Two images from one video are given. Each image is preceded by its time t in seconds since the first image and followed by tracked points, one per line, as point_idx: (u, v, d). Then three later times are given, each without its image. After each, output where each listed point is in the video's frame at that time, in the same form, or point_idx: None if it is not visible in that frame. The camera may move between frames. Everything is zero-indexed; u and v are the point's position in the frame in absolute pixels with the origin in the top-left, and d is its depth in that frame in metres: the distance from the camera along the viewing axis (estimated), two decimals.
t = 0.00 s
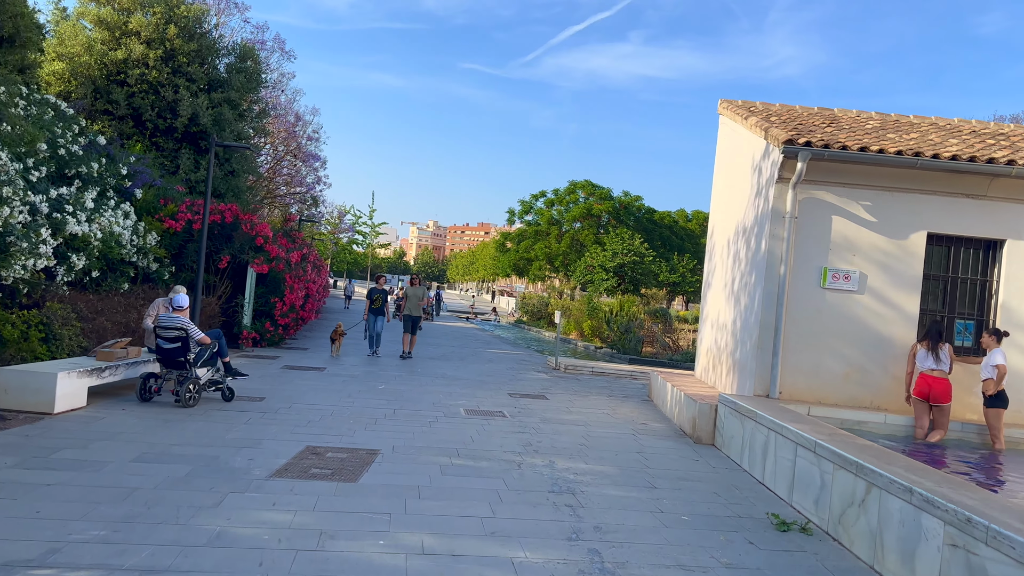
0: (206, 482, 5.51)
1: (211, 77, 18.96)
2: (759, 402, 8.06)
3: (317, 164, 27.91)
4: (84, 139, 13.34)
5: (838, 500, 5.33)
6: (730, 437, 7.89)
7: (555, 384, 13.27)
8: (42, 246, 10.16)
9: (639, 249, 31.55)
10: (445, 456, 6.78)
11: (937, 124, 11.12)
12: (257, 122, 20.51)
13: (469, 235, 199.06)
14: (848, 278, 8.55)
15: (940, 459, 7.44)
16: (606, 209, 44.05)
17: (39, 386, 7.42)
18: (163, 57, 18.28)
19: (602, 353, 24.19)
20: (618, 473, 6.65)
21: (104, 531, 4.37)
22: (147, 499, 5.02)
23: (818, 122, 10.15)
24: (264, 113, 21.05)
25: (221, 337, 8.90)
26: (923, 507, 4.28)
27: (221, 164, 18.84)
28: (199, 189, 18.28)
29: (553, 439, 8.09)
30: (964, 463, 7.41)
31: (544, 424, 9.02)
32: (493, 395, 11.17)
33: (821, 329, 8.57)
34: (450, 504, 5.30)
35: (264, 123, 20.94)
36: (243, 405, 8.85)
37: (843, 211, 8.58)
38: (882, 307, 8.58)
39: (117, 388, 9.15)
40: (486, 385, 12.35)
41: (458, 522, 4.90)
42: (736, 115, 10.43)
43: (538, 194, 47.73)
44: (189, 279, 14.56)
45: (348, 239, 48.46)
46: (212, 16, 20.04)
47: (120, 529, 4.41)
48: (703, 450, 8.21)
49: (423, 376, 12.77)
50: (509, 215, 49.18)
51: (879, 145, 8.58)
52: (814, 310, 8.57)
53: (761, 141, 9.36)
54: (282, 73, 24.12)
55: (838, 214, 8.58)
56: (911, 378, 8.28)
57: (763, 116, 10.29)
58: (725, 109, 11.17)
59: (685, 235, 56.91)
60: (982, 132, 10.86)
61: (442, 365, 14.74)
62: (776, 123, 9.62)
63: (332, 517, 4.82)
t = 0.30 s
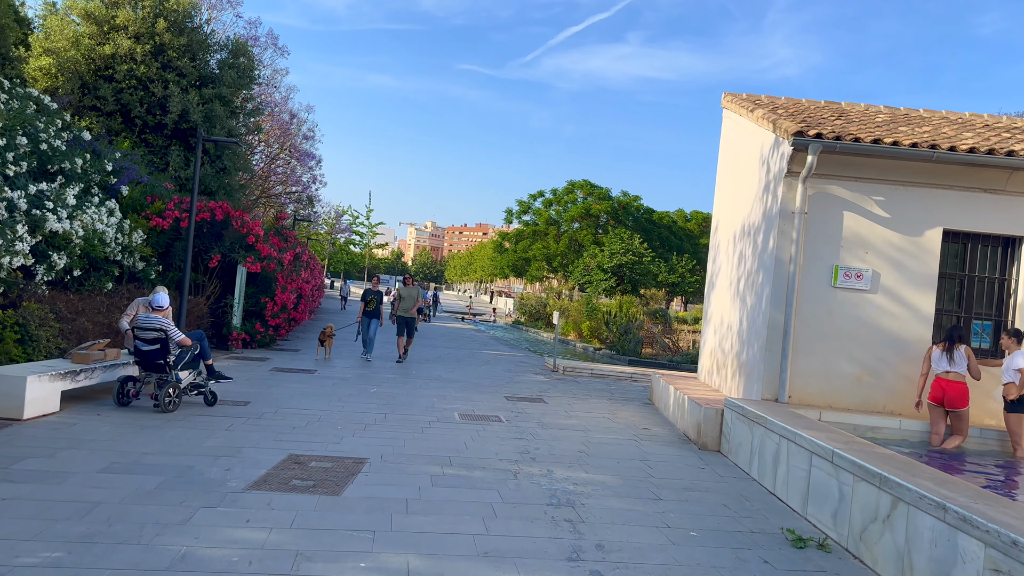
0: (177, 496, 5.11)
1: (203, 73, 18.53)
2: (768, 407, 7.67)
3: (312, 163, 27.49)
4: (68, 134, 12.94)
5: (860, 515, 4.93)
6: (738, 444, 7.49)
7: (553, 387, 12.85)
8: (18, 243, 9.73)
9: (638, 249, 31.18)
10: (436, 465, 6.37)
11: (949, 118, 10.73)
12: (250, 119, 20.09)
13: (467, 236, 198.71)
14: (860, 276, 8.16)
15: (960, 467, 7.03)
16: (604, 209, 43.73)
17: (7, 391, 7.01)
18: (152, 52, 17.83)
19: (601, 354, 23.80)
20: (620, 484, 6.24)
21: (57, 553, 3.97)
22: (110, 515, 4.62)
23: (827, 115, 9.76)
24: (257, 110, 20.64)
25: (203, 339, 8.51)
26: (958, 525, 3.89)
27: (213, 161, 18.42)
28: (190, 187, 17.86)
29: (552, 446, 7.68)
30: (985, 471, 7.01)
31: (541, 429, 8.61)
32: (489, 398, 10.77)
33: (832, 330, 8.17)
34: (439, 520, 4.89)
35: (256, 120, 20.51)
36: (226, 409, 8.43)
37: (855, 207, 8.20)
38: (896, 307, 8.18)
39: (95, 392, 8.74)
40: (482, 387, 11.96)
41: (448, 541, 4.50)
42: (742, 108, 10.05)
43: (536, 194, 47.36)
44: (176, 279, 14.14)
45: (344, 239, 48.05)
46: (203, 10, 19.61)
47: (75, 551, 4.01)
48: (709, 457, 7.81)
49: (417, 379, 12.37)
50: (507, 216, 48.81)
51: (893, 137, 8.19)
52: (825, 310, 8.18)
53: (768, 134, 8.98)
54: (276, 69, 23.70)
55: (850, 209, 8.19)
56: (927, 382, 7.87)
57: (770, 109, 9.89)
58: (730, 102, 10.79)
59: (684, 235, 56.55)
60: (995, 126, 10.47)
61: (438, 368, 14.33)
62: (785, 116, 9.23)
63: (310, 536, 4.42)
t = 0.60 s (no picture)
0: (143, 518, 4.70)
1: (193, 69, 18.07)
2: (779, 416, 7.26)
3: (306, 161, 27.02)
4: (50, 130, 12.50)
5: (886, 539, 4.54)
6: (748, 456, 7.09)
7: (552, 391, 12.42)
8: None
9: (638, 249, 30.77)
10: (426, 480, 5.95)
11: (963, 112, 10.33)
12: (241, 116, 19.63)
13: (465, 236, 198.25)
14: (874, 278, 7.76)
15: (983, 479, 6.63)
16: (603, 209, 43.37)
17: None
18: (141, 47, 17.35)
19: (601, 356, 23.40)
20: (625, 501, 5.82)
21: None
22: (66, 542, 4.20)
23: (838, 110, 9.35)
24: (249, 107, 20.20)
25: (183, 344, 8.10)
26: (1004, 556, 3.49)
27: (202, 159, 17.96)
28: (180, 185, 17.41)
29: (551, 457, 7.26)
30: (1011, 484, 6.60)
31: (540, 438, 8.19)
32: (486, 405, 10.35)
33: (845, 334, 7.77)
34: (428, 544, 4.48)
35: (248, 117, 20.05)
36: (207, 418, 8.00)
37: (869, 205, 7.80)
38: (912, 310, 7.78)
39: (70, 400, 8.30)
40: (479, 393, 11.54)
41: (438, 571, 4.10)
42: (749, 103, 9.65)
43: (535, 194, 47.00)
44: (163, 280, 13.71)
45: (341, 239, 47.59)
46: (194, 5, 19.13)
47: None
48: (717, 469, 7.39)
49: (411, 384, 11.94)
50: (505, 216, 48.39)
51: (909, 131, 7.79)
52: (838, 313, 7.78)
53: (778, 129, 8.58)
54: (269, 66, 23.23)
55: (864, 208, 7.80)
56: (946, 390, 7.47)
57: (779, 103, 9.49)
58: (735, 97, 10.39)
59: (683, 235, 56.20)
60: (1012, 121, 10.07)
61: (433, 372, 13.91)
62: (795, 110, 8.83)
63: (285, 566, 4.02)
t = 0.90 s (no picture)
0: (101, 529, 4.31)
1: (182, 61, 17.63)
2: (787, 416, 6.89)
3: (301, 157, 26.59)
4: (30, 120, 12.07)
5: (911, 552, 4.16)
6: (756, 459, 6.72)
7: (549, 390, 12.04)
8: None
9: (636, 246, 30.40)
10: (413, 486, 5.56)
11: (975, 100, 9.94)
12: (232, 109, 19.19)
13: (462, 234, 197.95)
14: (887, 271, 7.38)
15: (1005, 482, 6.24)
16: (601, 206, 43.01)
17: None
18: (129, 37, 16.84)
19: (599, 354, 23.03)
20: (626, 508, 5.43)
21: None
22: (11, 558, 3.81)
23: (847, 96, 8.96)
24: (240, 100, 19.78)
25: (160, 341, 7.71)
26: None
27: (192, 152, 17.53)
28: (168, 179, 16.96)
29: (547, 459, 6.87)
30: None
31: (535, 440, 7.80)
32: (480, 404, 9.97)
33: (857, 331, 7.39)
34: (411, 558, 4.10)
35: (239, 110, 19.62)
36: (185, 419, 7.60)
37: (882, 194, 7.42)
38: (927, 306, 7.39)
39: (42, 400, 7.89)
40: (473, 392, 11.16)
41: None
42: (754, 90, 9.26)
43: (532, 190, 46.63)
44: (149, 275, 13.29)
45: (338, 236, 47.18)
46: None
47: None
48: (722, 472, 7.01)
49: (403, 383, 11.55)
50: (502, 213, 48.02)
51: (924, 117, 7.41)
52: (849, 308, 7.39)
53: (785, 116, 8.20)
54: (262, 59, 22.80)
55: (876, 197, 7.42)
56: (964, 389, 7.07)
57: (785, 90, 9.11)
58: (739, 84, 10.00)
59: (682, 233, 55.85)
60: None
61: (426, 370, 13.53)
62: (803, 96, 8.44)
63: None
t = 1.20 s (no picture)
0: (47, 557, 3.88)
1: (169, 53, 17.19)
2: (799, 424, 6.47)
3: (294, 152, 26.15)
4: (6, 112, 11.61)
5: None
6: (765, 470, 6.31)
7: (545, 393, 11.62)
8: None
9: (635, 244, 29.99)
10: (397, 503, 5.14)
11: (990, 91, 9.53)
12: (221, 103, 18.74)
13: (460, 232, 197.45)
14: (903, 270, 6.96)
15: None
16: (599, 203, 42.61)
17: None
18: (114, 28, 16.35)
19: (597, 354, 22.62)
20: (628, 527, 5.01)
21: None
22: None
23: (858, 86, 8.54)
24: (230, 94, 19.34)
25: (133, 344, 7.28)
26: None
27: (179, 147, 17.10)
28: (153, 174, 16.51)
29: (543, 470, 6.46)
30: None
31: (531, 448, 7.38)
32: (474, 409, 9.55)
33: (870, 333, 6.98)
34: None
35: (228, 104, 19.17)
36: (159, 426, 7.17)
37: (897, 188, 7.01)
38: (944, 306, 6.98)
39: (9, 407, 7.46)
40: (467, 395, 10.74)
41: None
42: (760, 80, 8.85)
43: (530, 187, 46.23)
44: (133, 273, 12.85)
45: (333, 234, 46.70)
46: None
47: None
48: (729, 484, 6.60)
49: (394, 386, 11.13)
50: (499, 210, 47.60)
51: (942, 107, 7.00)
52: (862, 309, 6.98)
53: (795, 106, 7.79)
54: (254, 52, 22.34)
55: (891, 191, 7.00)
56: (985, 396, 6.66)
57: (793, 79, 8.70)
58: (744, 75, 9.60)
59: (680, 230, 55.46)
60: None
61: (420, 372, 13.11)
62: (812, 85, 8.02)
63: None
